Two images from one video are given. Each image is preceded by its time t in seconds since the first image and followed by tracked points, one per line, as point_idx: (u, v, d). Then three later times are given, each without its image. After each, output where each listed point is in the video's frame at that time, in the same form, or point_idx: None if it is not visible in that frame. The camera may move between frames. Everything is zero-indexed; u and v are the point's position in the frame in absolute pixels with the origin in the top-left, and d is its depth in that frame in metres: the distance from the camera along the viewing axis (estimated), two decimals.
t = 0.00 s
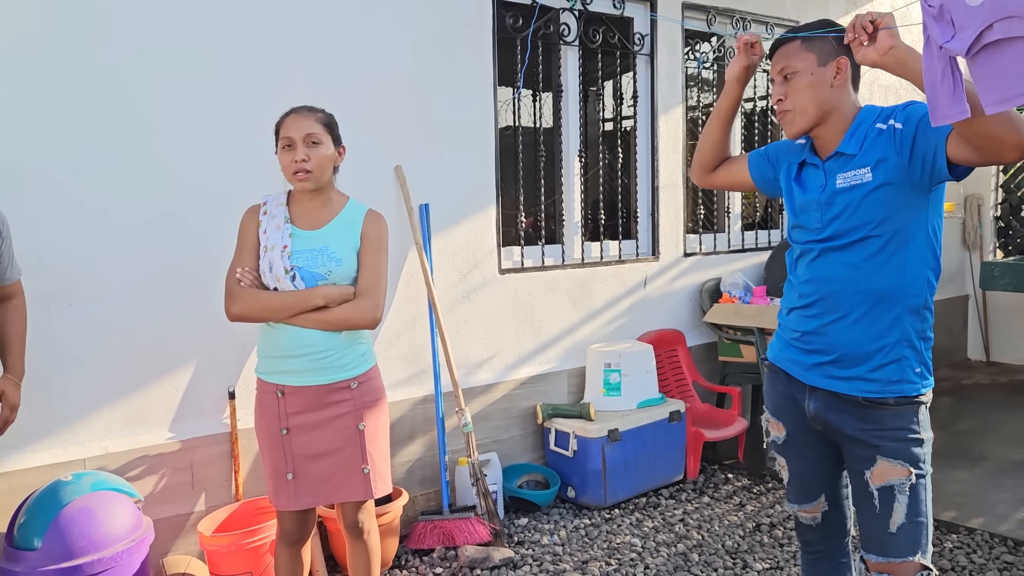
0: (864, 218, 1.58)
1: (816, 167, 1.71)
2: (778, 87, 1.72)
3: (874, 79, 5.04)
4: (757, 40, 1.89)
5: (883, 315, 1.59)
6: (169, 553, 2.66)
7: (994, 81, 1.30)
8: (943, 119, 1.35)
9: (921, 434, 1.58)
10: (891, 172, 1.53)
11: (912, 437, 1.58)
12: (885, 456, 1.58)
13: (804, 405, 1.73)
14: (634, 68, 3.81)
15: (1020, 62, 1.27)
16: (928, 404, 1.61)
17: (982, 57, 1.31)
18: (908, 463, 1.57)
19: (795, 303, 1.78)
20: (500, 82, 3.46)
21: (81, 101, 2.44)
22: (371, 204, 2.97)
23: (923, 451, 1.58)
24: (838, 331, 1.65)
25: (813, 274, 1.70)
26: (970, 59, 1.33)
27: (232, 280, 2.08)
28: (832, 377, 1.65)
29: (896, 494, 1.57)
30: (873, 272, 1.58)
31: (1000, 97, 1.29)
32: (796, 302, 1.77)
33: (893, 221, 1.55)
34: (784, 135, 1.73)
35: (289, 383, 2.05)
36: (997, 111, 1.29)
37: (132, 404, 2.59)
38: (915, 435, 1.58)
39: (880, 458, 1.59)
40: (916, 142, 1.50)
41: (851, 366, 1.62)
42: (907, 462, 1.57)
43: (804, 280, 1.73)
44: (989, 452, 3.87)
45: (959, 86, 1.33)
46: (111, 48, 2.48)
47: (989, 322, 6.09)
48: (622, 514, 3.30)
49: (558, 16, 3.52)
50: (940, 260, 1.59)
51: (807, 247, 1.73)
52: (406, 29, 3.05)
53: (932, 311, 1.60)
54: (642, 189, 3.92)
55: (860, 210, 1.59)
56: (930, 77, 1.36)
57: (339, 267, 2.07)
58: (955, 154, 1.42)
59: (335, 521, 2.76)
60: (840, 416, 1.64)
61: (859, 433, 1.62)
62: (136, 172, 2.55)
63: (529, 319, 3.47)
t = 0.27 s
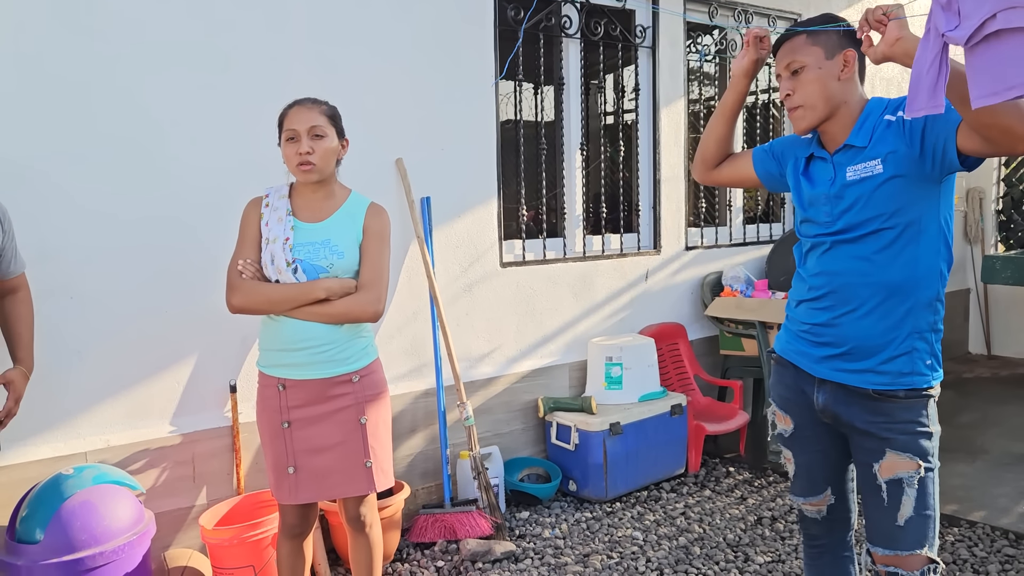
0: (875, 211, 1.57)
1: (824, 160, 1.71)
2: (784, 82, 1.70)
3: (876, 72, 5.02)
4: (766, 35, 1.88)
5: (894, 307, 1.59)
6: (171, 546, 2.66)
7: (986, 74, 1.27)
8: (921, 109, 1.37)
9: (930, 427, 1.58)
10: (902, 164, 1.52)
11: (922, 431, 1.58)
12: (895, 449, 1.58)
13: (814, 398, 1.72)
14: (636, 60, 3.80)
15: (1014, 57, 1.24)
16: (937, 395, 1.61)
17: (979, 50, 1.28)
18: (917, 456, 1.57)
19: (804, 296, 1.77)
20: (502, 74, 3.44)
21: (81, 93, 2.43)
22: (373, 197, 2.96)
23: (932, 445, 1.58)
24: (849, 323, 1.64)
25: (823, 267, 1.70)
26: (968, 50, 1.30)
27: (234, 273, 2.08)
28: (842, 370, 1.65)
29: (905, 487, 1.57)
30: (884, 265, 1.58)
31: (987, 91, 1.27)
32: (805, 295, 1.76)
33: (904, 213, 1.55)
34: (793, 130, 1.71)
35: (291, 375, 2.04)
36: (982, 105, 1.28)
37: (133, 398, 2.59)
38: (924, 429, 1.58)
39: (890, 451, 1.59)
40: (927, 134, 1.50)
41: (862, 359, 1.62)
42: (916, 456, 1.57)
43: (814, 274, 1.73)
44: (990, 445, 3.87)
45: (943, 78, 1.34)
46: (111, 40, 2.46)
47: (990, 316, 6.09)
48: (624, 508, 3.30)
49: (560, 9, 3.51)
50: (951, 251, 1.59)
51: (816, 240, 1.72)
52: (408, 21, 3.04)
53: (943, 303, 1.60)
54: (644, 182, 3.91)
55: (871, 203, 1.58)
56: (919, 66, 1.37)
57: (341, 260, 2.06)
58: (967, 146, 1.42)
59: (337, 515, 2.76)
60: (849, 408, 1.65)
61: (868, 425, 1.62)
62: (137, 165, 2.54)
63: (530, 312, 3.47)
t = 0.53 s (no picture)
0: (882, 203, 1.57)
1: (828, 153, 1.70)
2: (789, 73, 1.69)
3: (877, 65, 5.01)
4: (768, 26, 1.87)
5: (900, 300, 1.58)
6: (172, 540, 2.67)
7: (958, 57, 1.22)
8: (910, 98, 1.31)
9: (933, 420, 1.58)
10: (908, 156, 1.52)
11: (925, 423, 1.57)
12: (899, 442, 1.58)
13: (816, 391, 1.72)
14: (637, 53, 3.80)
15: (991, 41, 1.17)
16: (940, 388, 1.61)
17: (963, 36, 1.22)
18: (921, 450, 1.56)
19: (808, 289, 1.77)
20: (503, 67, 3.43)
21: (80, 85, 2.42)
22: (373, 190, 2.95)
23: (935, 437, 1.58)
24: (855, 316, 1.64)
25: (828, 260, 1.69)
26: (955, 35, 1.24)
27: (235, 266, 2.07)
28: (846, 362, 1.64)
29: (908, 481, 1.57)
30: (891, 257, 1.58)
31: (952, 73, 1.22)
32: (809, 288, 1.76)
33: (912, 205, 1.54)
34: (798, 120, 1.71)
35: (292, 369, 2.04)
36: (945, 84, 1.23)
37: (133, 391, 2.59)
38: (928, 422, 1.58)
39: (893, 444, 1.59)
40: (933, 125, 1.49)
41: (867, 352, 1.61)
42: (920, 449, 1.56)
43: (819, 266, 1.72)
44: (991, 438, 3.87)
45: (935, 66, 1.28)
46: (109, 31, 2.45)
47: (991, 310, 6.09)
48: (624, 501, 3.30)
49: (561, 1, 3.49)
50: (957, 244, 1.59)
51: (821, 233, 1.72)
52: (408, 12, 3.02)
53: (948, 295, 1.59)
54: (644, 175, 3.90)
55: (877, 195, 1.58)
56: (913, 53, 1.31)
57: (342, 252, 2.05)
58: (969, 137, 1.39)
59: (338, 508, 2.76)
60: (853, 402, 1.64)
61: (873, 419, 1.61)
62: (136, 158, 2.53)
63: (531, 306, 3.47)
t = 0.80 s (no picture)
0: (882, 197, 1.56)
1: (826, 147, 1.69)
2: (789, 66, 1.68)
3: (878, 58, 5.00)
4: (753, 18, 1.86)
5: (900, 294, 1.58)
6: (172, 533, 2.67)
7: (959, 60, 1.20)
8: (919, 99, 1.28)
9: (931, 413, 1.58)
10: (908, 150, 1.51)
11: (923, 417, 1.58)
12: (898, 436, 1.58)
13: (815, 386, 1.71)
14: (638, 46, 3.79)
15: (990, 41, 1.16)
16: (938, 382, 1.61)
17: (956, 34, 1.20)
18: (919, 444, 1.57)
19: (806, 283, 1.76)
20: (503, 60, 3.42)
21: (78, 77, 2.41)
22: (372, 184, 2.94)
23: (933, 431, 1.58)
24: (854, 310, 1.63)
25: (827, 254, 1.69)
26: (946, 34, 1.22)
27: (233, 260, 2.06)
28: (845, 356, 1.64)
29: (907, 474, 1.57)
30: (890, 251, 1.57)
31: (956, 76, 1.20)
32: (808, 282, 1.75)
33: (911, 199, 1.54)
34: (798, 113, 1.70)
35: (291, 363, 2.04)
36: (952, 89, 1.21)
37: (133, 385, 2.58)
38: (926, 415, 1.58)
39: (892, 438, 1.59)
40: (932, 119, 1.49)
41: (866, 346, 1.61)
42: (918, 443, 1.57)
43: (818, 261, 1.72)
44: (990, 432, 3.88)
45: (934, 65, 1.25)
46: (107, 24, 2.44)
47: (991, 304, 6.09)
48: (624, 495, 3.30)
49: None
50: (955, 238, 1.59)
51: (819, 228, 1.71)
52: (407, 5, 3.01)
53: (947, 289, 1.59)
54: (644, 169, 3.90)
55: (877, 190, 1.57)
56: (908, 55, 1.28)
57: (341, 247, 2.05)
58: (956, 136, 1.41)
59: (338, 501, 2.77)
60: (853, 396, 1.63)
61: (872, 413, 1.61)
62: (135, 152, 2.52)
63: (530, 300, 3.46)
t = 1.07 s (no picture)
0: (877, 193, 1.56)
1: (822, 144, 1.69)
2: (782, 64, 1.68)
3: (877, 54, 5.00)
4: (745, 15, 1.88)
5: (895, 290, 1.58)
6: (171, 529, 2.67)
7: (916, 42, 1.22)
8: (869, 84, 1.31)
9: (927, 409, 1.59)
10: (902, 147, 1.51)
11: (919, 413, 1.58)
12: (893, 431, 1.58)
13: (811, 381, 1.72)
14: (636, 42, 3.78)
15: (950, 26, 1.17)
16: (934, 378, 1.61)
17: (926, 21, 1.22)
18: (915, 439, 1.57)
19: (802, 279, 1.76)
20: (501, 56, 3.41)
21: (75, 73, 2.40)
22: (370, 180, 2.94)
23: (928, 427, 1.58)
24: (850, 306, 1.63)
25: (822, 251, 1.69)
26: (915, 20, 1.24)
27: (230, 257, 2.06)
28: (841, 352, 1.64)
29: (902, 470, 1.57)
30: (886, 247, 1.57)
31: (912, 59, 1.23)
32: (803, 279, 1.75)
33: (906, 195, 1.54)
34: (792, 110, 1.70)
35: (289, 358, 2.04)
36: (908, 70, 1.23)
37: (132, 381, 2.59)
38: (921, 411, 1.58)
39: (888, 433, 1.59)
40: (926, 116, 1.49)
41: (862, 342, 1.61)
42: (914, 438, 1.57)
43: (814, 257, 1.72)
44: (988, 428, 3.88)
45: (895, 51, 1.27)
46: (104, 20, 2.43)
47: (990, 300, 6.09)
48: (622, 490, 3.31)
49: None
50: (950, 234, 1.59)
51: (815, 225, 1.71)
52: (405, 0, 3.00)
53: (942, 285, 1.59)
54: (643, 164, 3.89)
55: (871, 187, 1.57)
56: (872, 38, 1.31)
57: (338, 243, 2.04)
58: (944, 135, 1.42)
59: (336, 497, 2.77)
60: (848, 392, 1.64)
61: (868, 408, 1.61)
62: (132, 148, 2.52)
63: (529, 296, 3.46)
